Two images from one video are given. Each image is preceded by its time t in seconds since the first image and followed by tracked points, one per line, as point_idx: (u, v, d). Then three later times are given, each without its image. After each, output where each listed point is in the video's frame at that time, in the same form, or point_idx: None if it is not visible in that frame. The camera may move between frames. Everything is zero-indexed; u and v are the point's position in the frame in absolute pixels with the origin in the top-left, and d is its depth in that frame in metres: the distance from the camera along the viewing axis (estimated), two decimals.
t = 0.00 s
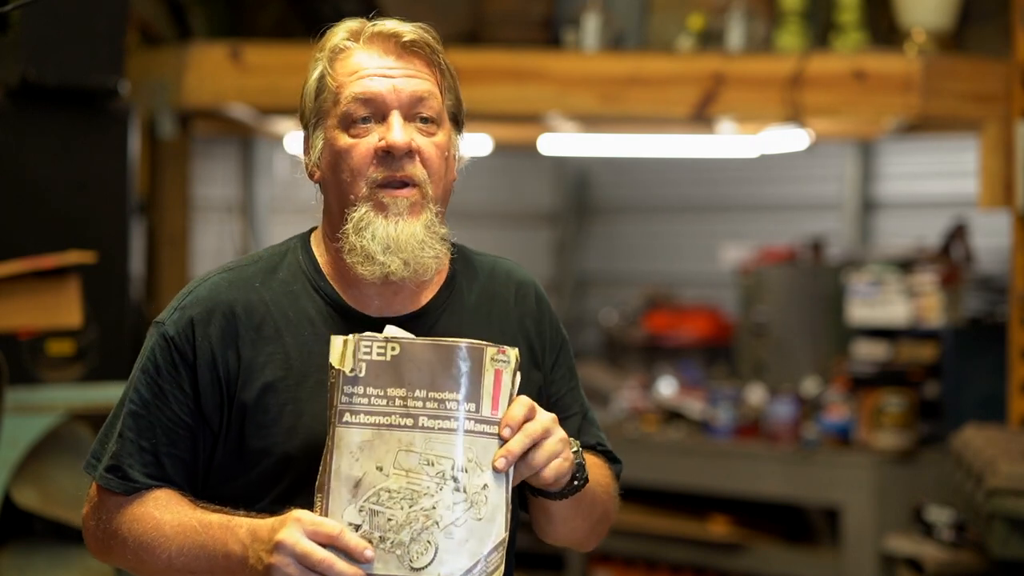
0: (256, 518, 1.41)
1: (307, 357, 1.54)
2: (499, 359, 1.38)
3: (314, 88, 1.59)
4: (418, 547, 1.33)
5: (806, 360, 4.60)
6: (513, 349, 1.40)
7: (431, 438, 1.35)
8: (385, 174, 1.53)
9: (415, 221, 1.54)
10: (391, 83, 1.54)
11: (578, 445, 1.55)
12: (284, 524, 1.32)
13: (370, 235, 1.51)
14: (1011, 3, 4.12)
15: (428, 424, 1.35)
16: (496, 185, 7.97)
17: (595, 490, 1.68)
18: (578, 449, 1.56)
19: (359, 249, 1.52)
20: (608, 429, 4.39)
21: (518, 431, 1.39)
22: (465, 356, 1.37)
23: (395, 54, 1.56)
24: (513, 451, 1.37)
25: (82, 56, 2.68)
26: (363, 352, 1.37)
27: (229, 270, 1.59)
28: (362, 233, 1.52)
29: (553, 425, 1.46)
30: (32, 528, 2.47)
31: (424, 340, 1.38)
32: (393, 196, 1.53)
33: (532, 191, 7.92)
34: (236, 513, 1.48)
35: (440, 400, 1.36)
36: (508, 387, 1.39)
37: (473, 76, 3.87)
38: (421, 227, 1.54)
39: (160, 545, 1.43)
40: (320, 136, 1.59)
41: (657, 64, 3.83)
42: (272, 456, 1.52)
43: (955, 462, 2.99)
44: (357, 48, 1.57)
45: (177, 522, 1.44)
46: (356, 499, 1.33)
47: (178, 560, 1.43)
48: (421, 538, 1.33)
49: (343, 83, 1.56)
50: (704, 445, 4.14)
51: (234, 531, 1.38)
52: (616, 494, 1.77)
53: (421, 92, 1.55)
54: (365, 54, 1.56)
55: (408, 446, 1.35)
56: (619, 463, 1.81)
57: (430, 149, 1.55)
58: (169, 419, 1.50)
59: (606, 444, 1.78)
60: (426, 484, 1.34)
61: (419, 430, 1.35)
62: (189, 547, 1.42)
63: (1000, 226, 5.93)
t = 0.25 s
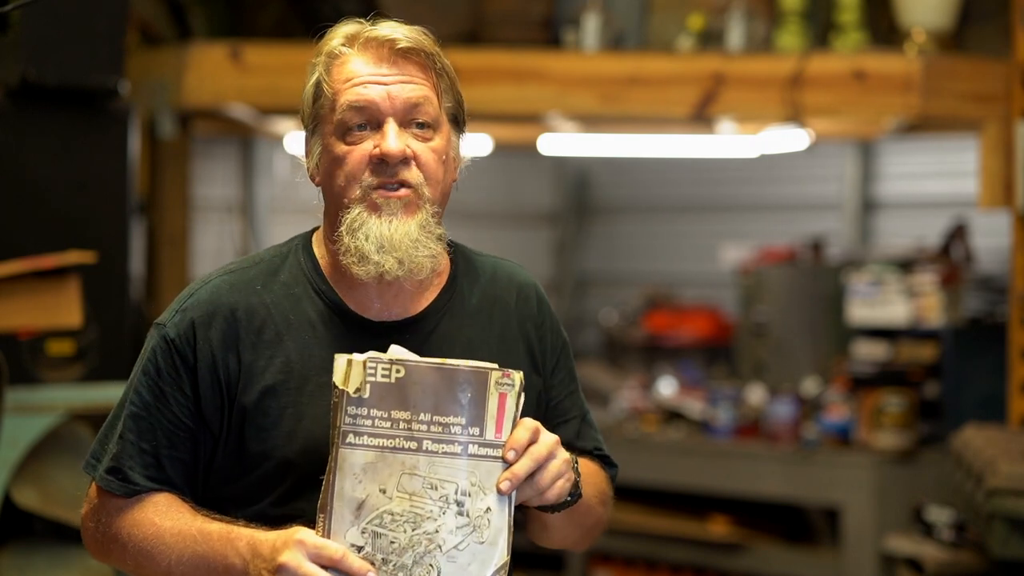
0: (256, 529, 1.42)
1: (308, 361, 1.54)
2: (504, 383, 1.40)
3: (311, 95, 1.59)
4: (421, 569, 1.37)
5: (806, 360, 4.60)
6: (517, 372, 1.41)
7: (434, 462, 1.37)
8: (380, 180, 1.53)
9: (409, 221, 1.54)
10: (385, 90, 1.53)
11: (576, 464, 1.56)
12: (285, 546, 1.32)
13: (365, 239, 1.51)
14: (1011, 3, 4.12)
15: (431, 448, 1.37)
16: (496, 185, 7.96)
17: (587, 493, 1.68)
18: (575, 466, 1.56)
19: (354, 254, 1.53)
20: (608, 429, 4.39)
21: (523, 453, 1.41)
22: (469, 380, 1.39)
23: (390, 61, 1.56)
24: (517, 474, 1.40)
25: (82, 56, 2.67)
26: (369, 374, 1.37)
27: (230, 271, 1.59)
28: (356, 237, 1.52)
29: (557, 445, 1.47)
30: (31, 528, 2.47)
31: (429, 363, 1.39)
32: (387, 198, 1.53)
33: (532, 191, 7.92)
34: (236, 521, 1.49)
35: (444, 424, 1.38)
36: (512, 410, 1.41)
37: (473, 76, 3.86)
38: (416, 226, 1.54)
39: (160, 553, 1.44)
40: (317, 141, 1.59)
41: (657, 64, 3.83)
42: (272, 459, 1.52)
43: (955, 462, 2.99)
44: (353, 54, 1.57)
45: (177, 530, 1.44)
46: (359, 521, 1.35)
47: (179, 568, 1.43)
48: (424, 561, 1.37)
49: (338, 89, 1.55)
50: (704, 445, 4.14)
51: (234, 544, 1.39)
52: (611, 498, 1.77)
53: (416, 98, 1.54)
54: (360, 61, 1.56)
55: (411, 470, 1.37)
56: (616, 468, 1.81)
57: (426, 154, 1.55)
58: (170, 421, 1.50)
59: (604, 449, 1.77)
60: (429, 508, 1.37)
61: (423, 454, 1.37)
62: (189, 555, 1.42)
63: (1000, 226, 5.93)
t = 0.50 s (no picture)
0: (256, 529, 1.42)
1: (308, 361, 1.54)
2: (502, 379, 1.40)
3: (313, 98, 1.59)
4: (421, 566, 1.36)
5: (806, 360, 4.60)
6: (516, 368, 1.42)
7: (433, 459, 1.37)
8: (382, 188, 1.53)
9: (409, 228, 1.53)
10: (388, 97, 1.53)
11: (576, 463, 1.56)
12: (285, 544, 1.31)
13: (366, 247, 1.52)
14: (1011, 3, 4.12)
15: (430, 445, 1.38)
16: (496, 185, 7.96)
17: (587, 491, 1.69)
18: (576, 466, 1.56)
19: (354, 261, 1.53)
20: (609, 429, 4.39)
21: (524, 449, 1.42)
22: (467, 377, 1.39)
23: (393, 67, 1.55)
24: (517, 470, 1.40)
25: (83, 56, 2.67)
26: (367, 372, 1.38)
27: (231, 272, 1.59)
28: (358, 245, 1.53)
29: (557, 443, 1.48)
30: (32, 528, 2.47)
31: (426, 360, 1.39)
32: (388, 204, 1.53)
33: (532, 191, 7.92)
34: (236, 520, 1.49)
35: (442, 421, 1.38)
36: (511, 407, 1.41)
37: (473, 77, 3.87)
38: (417, 232, 1.54)
39: (161, 552, 1.44)
40: (319, 145, 1.59)
41: (657, 64, 3.83)
42: (272, 459, 1.52)
43: (955, 462, 2.99)
44: (356, 58, 1.57)
45: (177, 530, 1.44)
46: (358, 518, 1.36)
47: (179, 568, 1.43)
48: (424, 558, 1.36)
49: (341, 95, 1.55)
50: (704, 445, 4.14)
51: (234, 543, 1.39)
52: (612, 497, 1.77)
53: (418, 106, 1.54)
54: (364, 66, 1.55)
55: (410, 466, 1.37)
56: (616, 467, 1.82)
57: (427, 162, 1.55)
58: (170, 421, 1.50)
59: (604, 448, 1.78)
60: (427, 505, 1.37)
61: (422, 450, 1.37)
62: (190, 555, 1.42)
63: (1000, 226, 5.93)
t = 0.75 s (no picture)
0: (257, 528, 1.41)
1: (308, 361, 1.54)
2: (502, 377, 1.40)
3: (314, 98, 1.59)
4: (421, 563, 1.36)
5: (806, 360, 4.60)
6: (517, 367, 1.42)
7: (433, 456, 1.37)
8: (382, 188, 1.53)
9: (410, 223, 1.53)
10: (389, 97, 1.53)
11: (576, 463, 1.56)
12: (287, 542, 1.31)
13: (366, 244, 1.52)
14: (1011, 3, 4.12)
15: (430, 442, 1.38)
16: (496, 185, 7.96)
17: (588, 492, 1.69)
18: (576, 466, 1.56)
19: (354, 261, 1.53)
20: (609, 429, 4.39)
21: (525, 448, 1.42)
22: (467, 375, 1.39)
23: (395, 68, 1.55)
24: (518, 468, 1.40)
25: (82, 56, 2.67)
26: (367, 370, 1.38)
27: (231, 272, 1.59)
28: (358, 242, 1.52)
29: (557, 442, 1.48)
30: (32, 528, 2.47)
31: (427, 358, 1.39)
32: (390, 199, 1.53)
33: (531, 191, 7.92)
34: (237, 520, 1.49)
35: (443, 418, 1.38)
36: (511, 405, 1.41)
37: (473, 76, 3.87)
38: (417, 228, 1.53)
39: (162, 553, 1.44)
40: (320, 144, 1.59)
41: (657, 64, 3.83)
42: (272, 460, 1.52)
43: (955, 462, 2.99)
44: (357, 59, 1.56)
45: (178, 530, 1.44)
46: (359, 516, 1.35)
47: (180, 567, 1.43)
48: (424, 555, 1.36)
49: (343, 94, 1.55)
50: (704, 445, 4.14)
51: (236, 543, 1.39)
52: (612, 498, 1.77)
53: (420, 107, 1.54)
54: (365, 66, 1.55)
55: (411, 464, 1.37)
56: (616, 467, 1.82)
57: (428, 163, 1.55)
58: (171, 422, 1.50)
59: (604, 449, 1.78)
60: (428, 502, 1.36)
61: (422, 448, 1.37)
62: (191, 555, 1.42)
63: (1000, 226, 5.93)
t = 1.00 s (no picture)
0: (258, 526, 1.41)
1: (308, 360, 1.54)
2: (506, 378, 1.40)
3: (320, 96, 1.59)
4: (422, 562, 1.36)
5: (806, 360, 4.60)
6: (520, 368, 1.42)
7: (436, 456, 1.37)
8: (389, 184, 1.53)
9: (415, 228, 1.53)
10: (396, 94, 1.53)
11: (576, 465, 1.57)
12: (287, 539, 1.31)
13: (372, 243, 1.52)
14: (1011, 3, 4.12)
15: (433, 442, 1.37)
16: (496, 185, 7.96)
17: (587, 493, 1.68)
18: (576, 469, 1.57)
19: (360, 259, 1.52)
20: (609, 429, 4.39)
21: (526, 449, 1.42)
22: (471, 375, 1.39)
23: (401, 65, 1.55)
24: (520, 468, 1.40)
25: (82, 56, 2.67)
26: (370, 368, 1.38)
27: (231, 271, 1.59)
28: (364, 241, 1.52)
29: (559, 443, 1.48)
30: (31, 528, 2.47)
31: (430, 358, 1.39)
32: (396, 201, 1.53)
33: (531, 191, 7.91)
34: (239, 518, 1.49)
35: (445, 417, 1.38)
36: (514, 407, 1.41)
37: (473, 76, 3.87)
38: (422, 234, 1.54)
39: (163, 551, 1.44)
40: (325, 142, 1.59)
41: (657, 64, 3.83)
42: (272, 459, 1.52)
43: (955, 462, 2.99)
44: (364, 56, 1.57)
45: (179, 529, 1.44)
46: (360, 514, 1.36)
47: (181, 565, 1.43)
48: (425, 554, 1.36)
49: (349, 92, 1.55)
50: (704, 445, 4.14)
51: (237, 540, 1.39)
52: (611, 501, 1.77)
53: (426, 103, 1.54)
54: (372, 64, 1.55)
55: (412, 463, 1.37)
56: (615, 470, 1.82)
57: (435, 161, 1.55)
58: (172, 420, 1.50)
59: (604, 451, 1.78)
60: (429, 501, 1.36)
61: (424, 447, 1.37)
62: (192, 553, 1.42)
63: (1000, 226, 5.94)
